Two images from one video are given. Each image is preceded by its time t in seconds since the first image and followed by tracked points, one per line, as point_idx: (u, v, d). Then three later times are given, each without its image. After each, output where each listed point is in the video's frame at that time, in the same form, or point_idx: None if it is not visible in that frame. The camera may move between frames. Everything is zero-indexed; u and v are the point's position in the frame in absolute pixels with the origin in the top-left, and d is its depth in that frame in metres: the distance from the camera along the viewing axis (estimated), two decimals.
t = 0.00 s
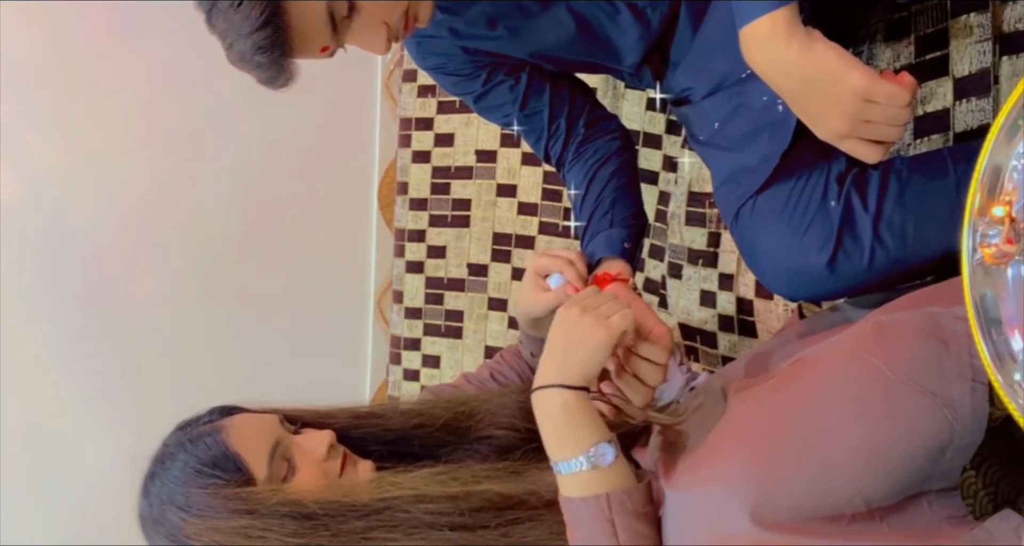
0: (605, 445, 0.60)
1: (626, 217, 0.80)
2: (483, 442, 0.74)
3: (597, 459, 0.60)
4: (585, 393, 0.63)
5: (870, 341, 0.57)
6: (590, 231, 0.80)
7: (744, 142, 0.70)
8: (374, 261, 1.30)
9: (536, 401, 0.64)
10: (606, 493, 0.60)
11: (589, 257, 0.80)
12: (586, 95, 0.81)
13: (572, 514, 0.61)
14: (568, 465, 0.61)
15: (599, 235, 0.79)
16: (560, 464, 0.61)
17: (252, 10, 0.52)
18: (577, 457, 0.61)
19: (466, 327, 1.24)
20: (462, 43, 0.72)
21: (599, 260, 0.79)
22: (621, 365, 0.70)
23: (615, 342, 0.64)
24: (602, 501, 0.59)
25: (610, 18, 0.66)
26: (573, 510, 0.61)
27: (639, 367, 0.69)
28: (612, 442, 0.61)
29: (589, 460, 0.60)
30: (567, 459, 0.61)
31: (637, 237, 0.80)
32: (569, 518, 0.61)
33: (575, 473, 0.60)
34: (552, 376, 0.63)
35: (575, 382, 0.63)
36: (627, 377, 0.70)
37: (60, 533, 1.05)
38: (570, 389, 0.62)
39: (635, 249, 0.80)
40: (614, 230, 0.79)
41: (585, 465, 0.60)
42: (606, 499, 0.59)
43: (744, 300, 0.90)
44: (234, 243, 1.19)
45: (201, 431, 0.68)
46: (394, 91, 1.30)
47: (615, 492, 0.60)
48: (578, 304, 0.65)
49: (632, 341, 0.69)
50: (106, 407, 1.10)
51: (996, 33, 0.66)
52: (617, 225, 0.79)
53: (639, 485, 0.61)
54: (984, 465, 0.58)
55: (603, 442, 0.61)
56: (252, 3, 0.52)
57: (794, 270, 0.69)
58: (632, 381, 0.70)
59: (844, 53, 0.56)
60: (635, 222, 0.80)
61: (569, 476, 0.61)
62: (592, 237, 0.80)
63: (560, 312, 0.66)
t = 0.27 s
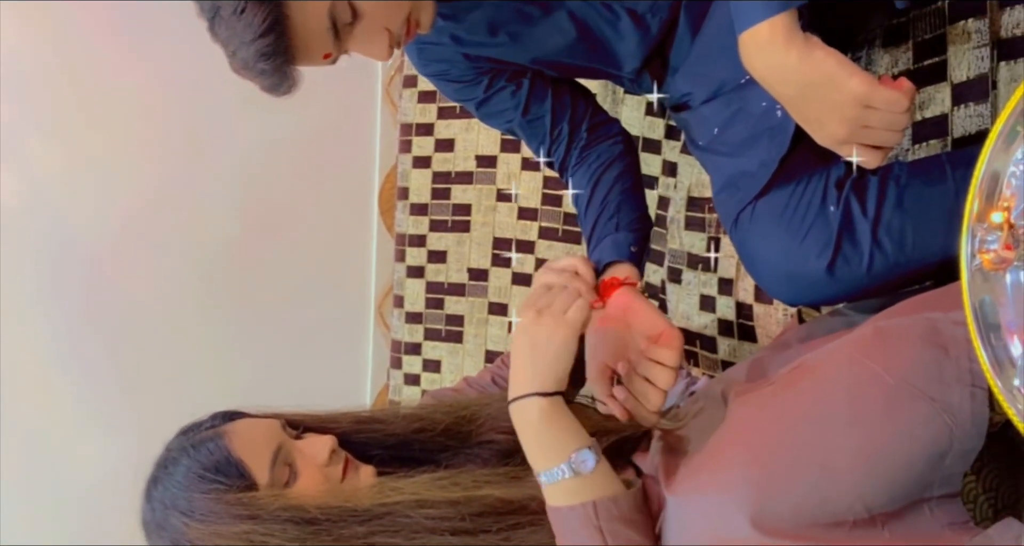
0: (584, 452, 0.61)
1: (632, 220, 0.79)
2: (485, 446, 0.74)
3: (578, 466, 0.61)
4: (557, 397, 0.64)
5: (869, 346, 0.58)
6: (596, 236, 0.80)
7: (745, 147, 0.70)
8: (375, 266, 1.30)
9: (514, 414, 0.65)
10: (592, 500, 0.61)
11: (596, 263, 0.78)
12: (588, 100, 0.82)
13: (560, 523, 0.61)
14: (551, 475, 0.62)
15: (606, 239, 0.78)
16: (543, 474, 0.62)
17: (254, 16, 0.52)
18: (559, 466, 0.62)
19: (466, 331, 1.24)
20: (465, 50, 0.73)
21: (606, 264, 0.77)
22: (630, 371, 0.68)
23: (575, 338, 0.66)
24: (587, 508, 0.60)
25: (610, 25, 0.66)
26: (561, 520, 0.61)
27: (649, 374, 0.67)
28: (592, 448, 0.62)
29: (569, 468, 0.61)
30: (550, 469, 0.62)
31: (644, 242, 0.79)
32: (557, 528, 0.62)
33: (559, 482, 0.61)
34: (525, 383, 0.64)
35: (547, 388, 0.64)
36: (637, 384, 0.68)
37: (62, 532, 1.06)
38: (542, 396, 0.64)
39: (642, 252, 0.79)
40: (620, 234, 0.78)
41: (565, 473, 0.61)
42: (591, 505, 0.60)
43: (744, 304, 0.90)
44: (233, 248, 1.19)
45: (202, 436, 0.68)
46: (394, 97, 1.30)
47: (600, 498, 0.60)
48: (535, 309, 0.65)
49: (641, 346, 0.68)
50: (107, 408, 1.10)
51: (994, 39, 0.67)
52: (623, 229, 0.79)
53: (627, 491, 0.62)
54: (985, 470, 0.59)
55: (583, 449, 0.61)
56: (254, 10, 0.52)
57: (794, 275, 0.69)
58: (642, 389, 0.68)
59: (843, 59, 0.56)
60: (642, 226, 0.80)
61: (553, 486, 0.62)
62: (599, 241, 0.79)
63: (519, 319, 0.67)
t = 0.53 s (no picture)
0: (598, 426, 0.62)
1: (631, 230, 0.80)
2: (482, 455, 0.74)
3: (591, 441, 0.62)
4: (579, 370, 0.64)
5: (869, 357, 0.57)
6: (595, 245, 0.80)
7: (743, 156, 0.70)
8: (372, 273, 1.29)
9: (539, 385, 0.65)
10: (599, 479, 0.61)
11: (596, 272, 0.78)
12: (586, 109, 0.82)
13: (566, 495, 0.61)
14: (565, 444, 0.62)
15: (606, 249, 0.79)
16: (556, 444, 0.63)
17: (256, 25, 0.51)
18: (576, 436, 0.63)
19: (464, 337, 1.24)
20: (465, 58, 0.72)
21: (607, 273, 0.77)
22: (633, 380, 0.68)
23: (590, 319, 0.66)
24: (594, 483, 0.60)
25: (610, 33, 0.67)
26: (568, 492, 0.61)
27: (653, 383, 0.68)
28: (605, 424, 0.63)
29: (584, 440, 0.62)
30: (566, 437, 0.63)
31: (643, 251, 0.80)
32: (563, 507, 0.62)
33: (572, 451, 0.62)
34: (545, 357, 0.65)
35: (568, 360, 0.64)
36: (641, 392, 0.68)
37: (59, 536, 1.05)
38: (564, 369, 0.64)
39: (641, 262, 0.80)
40: (620, 243, 0.78)
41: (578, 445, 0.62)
42: (598, 480, 0.60)
43: (742, 312, 0.90)
44: (232, 254, 1.18)
45: (199, 448, 0.68)
46: (394, 103, 1.30)
47: (608, 476, 0.61)
48: (541, 287, 0.66)
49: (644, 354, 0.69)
50: (104, 414, 1.10)
51: (993, 48, 0.67)
52: (623, 238, 0.79)
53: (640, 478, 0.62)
54: (983, 480, 0.58)
55: (596, 424, 0.62)
56: (257, 20, 0.51)
57: (793, 283, 0.69)
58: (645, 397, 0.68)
59: (842, 70, 0.56)
60: (640, 235, 0.80)
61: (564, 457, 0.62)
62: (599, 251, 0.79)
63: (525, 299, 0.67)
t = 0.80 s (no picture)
0: (615, 460, 0.62)
1: (628, 239, 0.80)
2: (480, 464, 0.75)
3: (608, 474, 0.61)
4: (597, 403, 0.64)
5: (863, 364, 0.58)
6: (593, 255, 0.80)
7: (737, 165, 0.71)
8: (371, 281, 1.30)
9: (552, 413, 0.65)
10: (612, 508, 0.61)
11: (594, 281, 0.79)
12: (582, 120, 0.82)
13: (577, 526, 0.61)
14: (579, 477, 0.62)
15: (603, 258, 0.80)
16: (571, 477, 0.62)
17: (256, 41, 0.52)
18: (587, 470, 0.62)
19: (461, 345, 1.24)
20: (461, 71, 0.73)
21: (604, 281, 0.78)
22: (632, 389, 0.69)
23: (613, 347, 0.65)
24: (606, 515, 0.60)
25: (604, 44, 0.67)
26: (578, 521, 0.61)
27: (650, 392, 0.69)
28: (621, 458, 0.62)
29: (599, 473, 0.61)
30: (577, 472, 0.62)
31: (640, 260, 0.80)
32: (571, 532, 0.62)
33: (585, 486, 0.61)
34: (563, 388, 0.64)
35: (587, 393, 0.64)
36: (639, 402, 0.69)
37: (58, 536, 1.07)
38: (583, 400, 0.64)
39: (639, 271, 0.80)
40: (617, 253, 0.79)
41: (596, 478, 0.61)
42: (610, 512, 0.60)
43: (737, 319, 0.91)
44: (232, 263, 1.19)
45: (198, 455, 0.68)
46: (392, 113, 1.30)
47: (619, 507, 0.61)
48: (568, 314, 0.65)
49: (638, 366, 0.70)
50: (103, 416, 1.11)
51: (983, 58, 0.67)
52: (620, 248, 0.80)
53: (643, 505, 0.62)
54: (978, 485, 0.59)
55: (613, 458, 0.62)
56: (256, 37, 0.52)
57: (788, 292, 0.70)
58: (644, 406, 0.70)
59: (835, 81, 0.57)
60: (637, 244, 0.81)
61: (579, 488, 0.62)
62: (596, 260, 0.80)
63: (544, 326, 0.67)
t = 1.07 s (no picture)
0: (621, 469, 0.62)
1: (618, 247, 0.82)
2: (476, 473, 0.76)
3: (614, 482, 0.62)
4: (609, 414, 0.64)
5: (849, 370, 0.59)
6: (583, 263, 0.81)
7: (722, 174, 0.73)
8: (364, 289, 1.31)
9: (562, 427, 0.64)
10: (615, 518, 0.62)
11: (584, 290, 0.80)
12: (571, 130, 0.84)
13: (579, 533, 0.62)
14: (585, 484, 0.62)
15: (593, 266, 0.80)
16: (577, 482, 0.63)
17: (252, 61, 0.53)
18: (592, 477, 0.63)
19: (454, 351, 1.25)
20: (452, 84, 0.74)
21: (595, 290, 0.79)
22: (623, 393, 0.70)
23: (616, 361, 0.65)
24: (608, 525, 0.61)
25: (591, 58, 0.69)
26: (581, 529, 0.62)
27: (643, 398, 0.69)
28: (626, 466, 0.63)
29: (604, 481, 0.62)
30: (583, 478, 0.62)
31: (630, 268, 0.82)
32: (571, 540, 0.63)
33: (589, 492, 0.62)
34: (573, 401, 0.64)
35: (598, 403, 0.63)
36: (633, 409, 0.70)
37: None
38: (595, 412, 0.63)
39: (629, 279, 0.81)
40: (607, 261, 0.80)
41: (602, 485, 0.62)
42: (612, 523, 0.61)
43: (724, 324, 0.93)
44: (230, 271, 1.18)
45: (195, 468, 0.68)
46: (384, 122, 1.30)
47: (621, 518, 0.61)
48: (569, 329, 0.65)
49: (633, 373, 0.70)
50: (99, 424, 1.09)
51: (959, 70, 0.69)
52: (610, 256, 0.81)
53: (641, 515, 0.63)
54: (959, 487, 0.61)
55: (619, 466, 0.63)
56: (252, 56, 0.53)
57: (774, 298, 0.71)
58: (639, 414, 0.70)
59: (816, 94, 0.58)
60: (627, 253, 0.82)
61: (585, 494, 0.62)
62: (586, 269, 0.81)
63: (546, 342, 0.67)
